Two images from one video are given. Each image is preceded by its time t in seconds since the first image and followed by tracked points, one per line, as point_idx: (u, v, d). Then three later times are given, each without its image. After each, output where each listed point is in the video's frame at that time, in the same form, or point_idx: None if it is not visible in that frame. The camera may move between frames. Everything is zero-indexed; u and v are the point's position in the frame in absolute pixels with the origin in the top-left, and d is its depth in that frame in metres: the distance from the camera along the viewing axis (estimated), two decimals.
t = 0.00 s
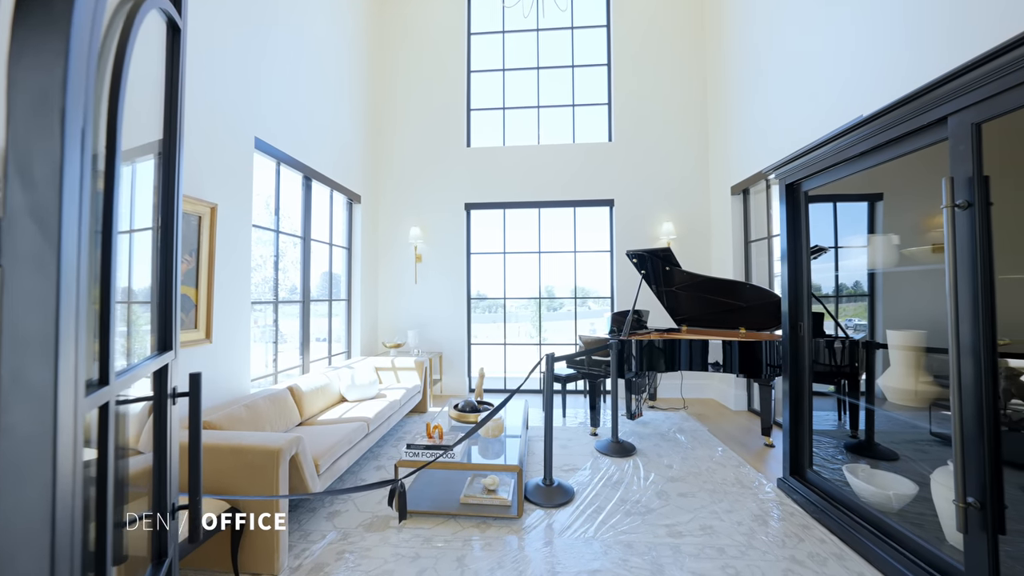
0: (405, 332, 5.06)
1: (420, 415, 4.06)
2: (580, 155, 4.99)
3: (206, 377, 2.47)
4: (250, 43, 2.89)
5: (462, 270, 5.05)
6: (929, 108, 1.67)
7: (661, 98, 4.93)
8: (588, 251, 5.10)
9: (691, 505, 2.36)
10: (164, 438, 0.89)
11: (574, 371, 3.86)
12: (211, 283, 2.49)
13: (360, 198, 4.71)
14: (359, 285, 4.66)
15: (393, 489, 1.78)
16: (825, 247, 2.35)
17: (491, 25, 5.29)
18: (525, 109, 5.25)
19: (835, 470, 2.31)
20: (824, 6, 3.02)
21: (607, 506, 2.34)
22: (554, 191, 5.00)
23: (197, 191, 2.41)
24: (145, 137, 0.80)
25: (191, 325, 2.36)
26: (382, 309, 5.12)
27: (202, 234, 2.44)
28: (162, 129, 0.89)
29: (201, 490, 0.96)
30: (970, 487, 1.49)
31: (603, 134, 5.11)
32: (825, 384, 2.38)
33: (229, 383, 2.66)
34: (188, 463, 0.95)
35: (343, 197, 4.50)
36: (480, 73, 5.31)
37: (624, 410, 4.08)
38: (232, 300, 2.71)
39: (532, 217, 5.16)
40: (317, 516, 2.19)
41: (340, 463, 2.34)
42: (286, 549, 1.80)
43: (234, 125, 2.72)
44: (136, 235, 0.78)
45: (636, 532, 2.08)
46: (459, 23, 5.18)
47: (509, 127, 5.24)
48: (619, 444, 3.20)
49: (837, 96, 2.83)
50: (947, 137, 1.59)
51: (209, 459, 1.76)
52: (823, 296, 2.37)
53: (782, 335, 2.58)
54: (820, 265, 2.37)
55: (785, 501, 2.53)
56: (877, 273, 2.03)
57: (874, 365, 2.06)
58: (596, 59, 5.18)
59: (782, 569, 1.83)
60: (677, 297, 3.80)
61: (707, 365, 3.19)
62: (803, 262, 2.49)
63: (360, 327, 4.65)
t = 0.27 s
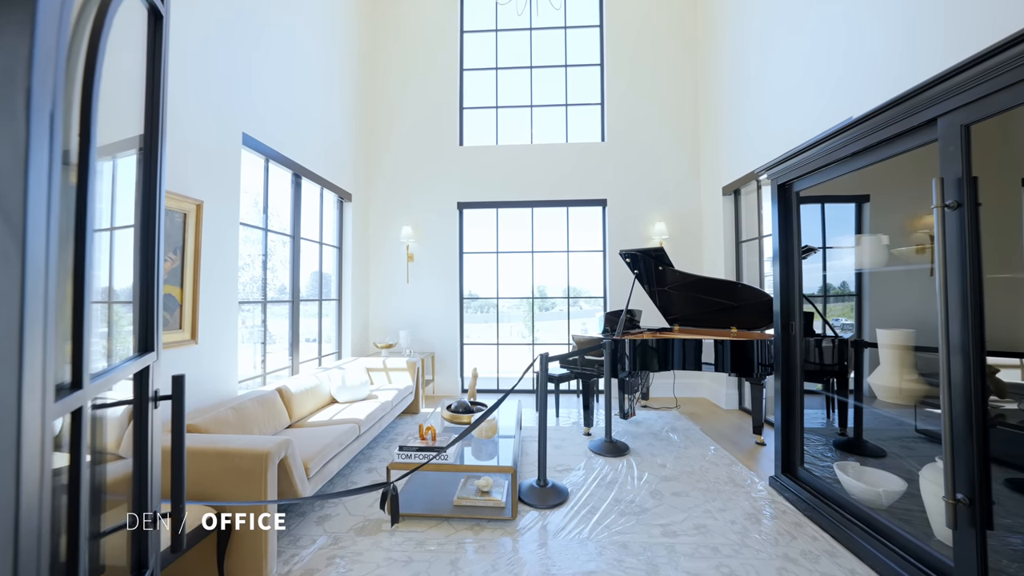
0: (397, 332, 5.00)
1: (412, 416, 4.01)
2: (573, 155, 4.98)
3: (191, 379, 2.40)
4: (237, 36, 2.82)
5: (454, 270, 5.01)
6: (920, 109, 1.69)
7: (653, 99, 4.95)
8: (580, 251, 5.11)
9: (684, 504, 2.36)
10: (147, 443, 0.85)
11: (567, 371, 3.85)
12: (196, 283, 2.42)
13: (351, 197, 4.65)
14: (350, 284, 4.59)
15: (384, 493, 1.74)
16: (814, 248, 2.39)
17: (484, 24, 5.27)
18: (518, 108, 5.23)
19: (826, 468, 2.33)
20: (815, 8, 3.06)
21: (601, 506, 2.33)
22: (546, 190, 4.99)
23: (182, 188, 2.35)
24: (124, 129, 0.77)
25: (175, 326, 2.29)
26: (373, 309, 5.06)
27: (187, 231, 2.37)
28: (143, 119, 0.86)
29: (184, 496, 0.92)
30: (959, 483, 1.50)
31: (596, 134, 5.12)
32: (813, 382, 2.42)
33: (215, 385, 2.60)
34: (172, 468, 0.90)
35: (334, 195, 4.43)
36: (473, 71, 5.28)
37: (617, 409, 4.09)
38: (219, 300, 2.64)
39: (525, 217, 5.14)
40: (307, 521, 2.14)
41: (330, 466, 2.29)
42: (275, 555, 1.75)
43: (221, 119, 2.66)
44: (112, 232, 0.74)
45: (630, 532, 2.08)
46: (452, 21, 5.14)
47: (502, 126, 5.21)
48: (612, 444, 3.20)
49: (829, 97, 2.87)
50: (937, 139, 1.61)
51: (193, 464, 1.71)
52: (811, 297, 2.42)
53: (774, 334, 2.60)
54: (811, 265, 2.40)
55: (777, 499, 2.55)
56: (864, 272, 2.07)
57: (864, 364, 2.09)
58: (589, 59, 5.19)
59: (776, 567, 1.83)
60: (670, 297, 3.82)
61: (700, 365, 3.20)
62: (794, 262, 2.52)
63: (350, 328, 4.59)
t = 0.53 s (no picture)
0: (391, 332, 4.95)
1: (405, 417, 3.97)
2: (568, 154, 4.97)
3: (177, 381, 2.34)
4: (227, 29, 2.76)
5: (449, 269, 4.97)
6: (916, 108, 1.69)
7: (648, 99, 4.96)
8: (575, 250, 5.10)
9: (681, 504, 2.36)
10: (130, 448, 0.82)
11: (562, 371, 3.84)
12: (183, 282, 2.35)
13: (344, 195, 4.59)
14: (343, 284, 4.53)
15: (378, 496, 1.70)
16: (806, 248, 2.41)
17: (479, 22, 5.24)
18: (513, 107, 5.21)
19: (820, 467, 2.34)
20: (813, 8, 3.08)
21: (598, 507, 2.32)
22: (541, 190, 4.97)
23: (169, 185, 2.29)
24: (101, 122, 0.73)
25: (161, 326, 2.22)
26: (366, 309, 5.01)
27: (174, 229, 2.31)
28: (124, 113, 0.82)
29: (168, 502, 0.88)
30: (952, 481, 1.50)
31: (591, 134, 5.12)
32: (805, 380, 2.44)
33: (203, 387, 2.53)
34: (156, 473, 0.86)
35: (326, 194, 4.37)
36: (468, 69, 5.25)
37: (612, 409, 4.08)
38: (207, 299, 2.58)
39: (519, 216, 5.12)
40: (298, 525, 2.10)
41: (323, 469, 2.25)
42: (264, 561, 1.71)
43: (210, 114, 2.60)
44: (86, 231, 0.70)
45: (627, 533, 2.07)
46: (447, 19, 5.10)
47: (497, 125, 5.19)
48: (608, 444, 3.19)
49: (827, 96, 2.90)
50: (932, 138, 1.62)
51: (179, 469, 1.66)
52: (803, 296, 2.44)
53: (769, 334, 2.60)
54: (806, 265, 2.41)
55: (772, 498, 2.56)
56: (855, 272, 2.11)
57: (860, 363, 2.10)
58: (584, 58, 5.18)
59: (773, 567, 1.83)
60: (665, 296, 3.82)
61: (695, 364, 3.20)
62: (789, 263, 2.52)
63: (343, 328, 4.53)
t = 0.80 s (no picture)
0: (384, 333, 4.89)
1: (398, 419, 3.92)
2: (562, 153, 4.95)
3: (161, 384, 2.27)
4: (215, 22, 2.70)
5: (442, 269, 4.92)
6: (911, 108, 1.69)
7: (642, 99, 4.96)
8: (570, 250, 5.08)
9: (676, 505, 2.35)
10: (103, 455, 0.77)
11: (557, 372, 3.82)
12: (168, 282, 2.28)
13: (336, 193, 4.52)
14: (335, 284, 4.47)
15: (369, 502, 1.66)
16: (798, 249, 2.43)
17: (474, 20, 5.20)
18: (507, 106, 5.17)
19: (814, 466, 2.35)
20: (808, 9, 3.09)
21: (593, 509, 2.29)
22: (536, 189, 4.95)
23: (153, 181, 2.22)
24: (68, 115, 0.69)
25: (145, 327, 2.16)
26: (358, 309, 4.94)
27: (158, 227, 2.24)
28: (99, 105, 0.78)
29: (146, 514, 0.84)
30: (947, 480, 1.50)
31: (585, 133, 5.11)
32: (797, 380, 2.45)
33: (188, 389, 2.46)
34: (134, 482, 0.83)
35: (318, 192, 4.30)
36: (462, 67, 5.20)
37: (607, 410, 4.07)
38: (193, 299, 2.51)
39: (514, 216, 5.09)
40: (287, 531, 2.05)
41: (313, 473, 2.20)
42: (252, 568, 1.66)
43: (197, 108, 2.53)
44: (50, 230, 0.65)
45: (623, 535, 2.05)
46: (440, 16, 5.05)
47: (491, 123, 5.15)
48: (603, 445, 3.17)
49: (823, 96, 2.91)
50: (927, 138, 1.62)
51: (161, 475, 1.60)
52: (795, 296, 2.46)
53: (763, 334, 2.60)
54: (800, 265, 2.41)
55: (766, 498, 2.56)
56: (847, 272, 2.13)
57: (853, 363, 2.11)
58: (578, 58, 5.17)
59: (768, 567, 1.83)
60: (659, 296, 3.81)
61: (689, 364, 3.20)
62: (783, 262, 2.52)
63: (334, 329, 4.46)
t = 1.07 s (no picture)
0: (377, 333, 4.83)
1: (391, 420, 3.87)
2: (557, 153, 4.93)
3: (146, 387, 2.21)
4: (202, 15, 2.63)
5: (436, 269, 4.88)
6: (907, 108, 1.69)
7: (637, 99, 4.95)
8: (564, 250, 5.06)
9: (672, 506, 2.33)
10: (73, 464, 0.73)
11: (552, 372, 3.79)
12: (152, 282, 2.22)
13: (328, 192, 4.45)
14: (326, 284, 4.40)
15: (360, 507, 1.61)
16: (791, 249, 2.44)
17: (468, 18, 5.16)
18: (502, 105, 5.14)
19: (809, 466, 2.35)
20: (803, 9, 3.10)
21: (589, 511, 2.27)
22: (530, 189, 4.92)
23: (137, 178, 2.16)
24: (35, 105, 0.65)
25: (128, 329, 2.09)
26: (351, 309, 4.87)
27: (143, 225, 2.18)
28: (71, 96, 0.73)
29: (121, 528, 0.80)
30: (943, 481, 1.50)
31: (580, 133, 5.10)
32: (791, 379, 2.46)
33: (175, 392, 2.40)
34: (108, 495, 0.78)
35: (309, 190, 4.23)
36: (456, 65, 5.16)
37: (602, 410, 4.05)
38: (180, 299, 2.44)
39: (508, 215, 5.06)
40: (276, 537, 2.00)
41: (302, 478, 2.15)
42: None
43: (183, 103, 2.47)
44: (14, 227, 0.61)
45: (620, 538, 2.03)
46: (434, 13, 5.00)
47: (486, 122, 5.12)
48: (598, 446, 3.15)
49: (819, 96, 2.91)
50: (923, 138, 1.62)
51: (143, 482, 1.54)
52: (790, 296, 2.46)
53: (759, 334, 2.59)
54: (796, 265, 2.41)
55: (762, 498, 2.55)
56: (839, 272, 2.14)
57: (847, 363, 2.11)
58: (573, 57, 5.15)
59: (764, 569, 1.81)
60: (654, 296, 3.80)
61: (685, 364, 3.19)
62: (778, 262, 2.52)
63: (326, 329, 4.40)
